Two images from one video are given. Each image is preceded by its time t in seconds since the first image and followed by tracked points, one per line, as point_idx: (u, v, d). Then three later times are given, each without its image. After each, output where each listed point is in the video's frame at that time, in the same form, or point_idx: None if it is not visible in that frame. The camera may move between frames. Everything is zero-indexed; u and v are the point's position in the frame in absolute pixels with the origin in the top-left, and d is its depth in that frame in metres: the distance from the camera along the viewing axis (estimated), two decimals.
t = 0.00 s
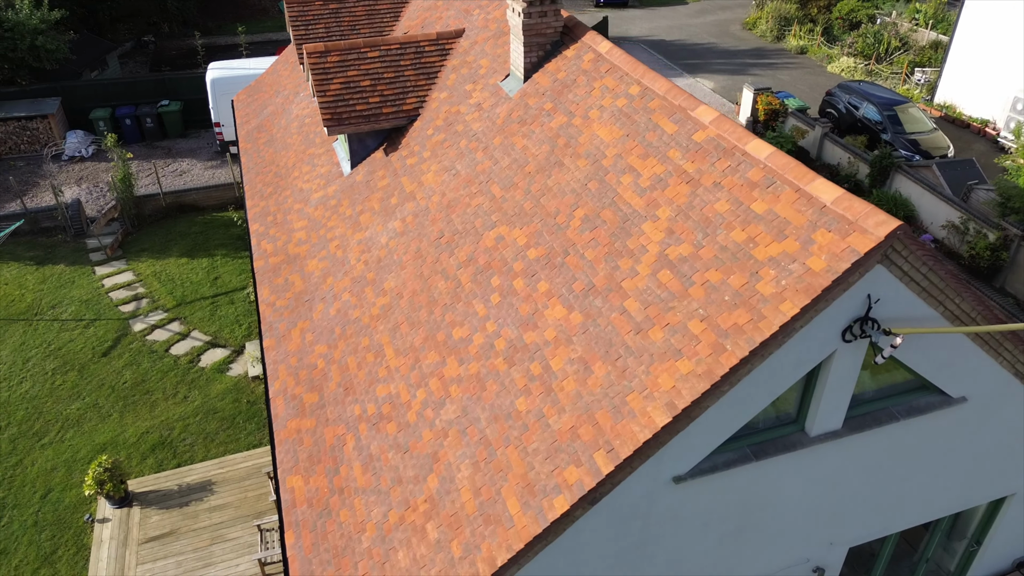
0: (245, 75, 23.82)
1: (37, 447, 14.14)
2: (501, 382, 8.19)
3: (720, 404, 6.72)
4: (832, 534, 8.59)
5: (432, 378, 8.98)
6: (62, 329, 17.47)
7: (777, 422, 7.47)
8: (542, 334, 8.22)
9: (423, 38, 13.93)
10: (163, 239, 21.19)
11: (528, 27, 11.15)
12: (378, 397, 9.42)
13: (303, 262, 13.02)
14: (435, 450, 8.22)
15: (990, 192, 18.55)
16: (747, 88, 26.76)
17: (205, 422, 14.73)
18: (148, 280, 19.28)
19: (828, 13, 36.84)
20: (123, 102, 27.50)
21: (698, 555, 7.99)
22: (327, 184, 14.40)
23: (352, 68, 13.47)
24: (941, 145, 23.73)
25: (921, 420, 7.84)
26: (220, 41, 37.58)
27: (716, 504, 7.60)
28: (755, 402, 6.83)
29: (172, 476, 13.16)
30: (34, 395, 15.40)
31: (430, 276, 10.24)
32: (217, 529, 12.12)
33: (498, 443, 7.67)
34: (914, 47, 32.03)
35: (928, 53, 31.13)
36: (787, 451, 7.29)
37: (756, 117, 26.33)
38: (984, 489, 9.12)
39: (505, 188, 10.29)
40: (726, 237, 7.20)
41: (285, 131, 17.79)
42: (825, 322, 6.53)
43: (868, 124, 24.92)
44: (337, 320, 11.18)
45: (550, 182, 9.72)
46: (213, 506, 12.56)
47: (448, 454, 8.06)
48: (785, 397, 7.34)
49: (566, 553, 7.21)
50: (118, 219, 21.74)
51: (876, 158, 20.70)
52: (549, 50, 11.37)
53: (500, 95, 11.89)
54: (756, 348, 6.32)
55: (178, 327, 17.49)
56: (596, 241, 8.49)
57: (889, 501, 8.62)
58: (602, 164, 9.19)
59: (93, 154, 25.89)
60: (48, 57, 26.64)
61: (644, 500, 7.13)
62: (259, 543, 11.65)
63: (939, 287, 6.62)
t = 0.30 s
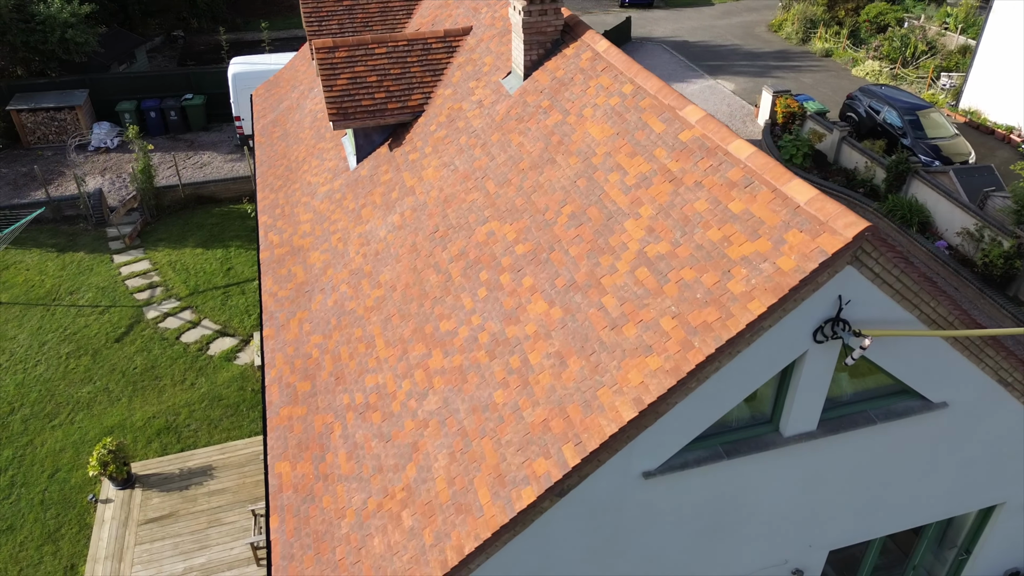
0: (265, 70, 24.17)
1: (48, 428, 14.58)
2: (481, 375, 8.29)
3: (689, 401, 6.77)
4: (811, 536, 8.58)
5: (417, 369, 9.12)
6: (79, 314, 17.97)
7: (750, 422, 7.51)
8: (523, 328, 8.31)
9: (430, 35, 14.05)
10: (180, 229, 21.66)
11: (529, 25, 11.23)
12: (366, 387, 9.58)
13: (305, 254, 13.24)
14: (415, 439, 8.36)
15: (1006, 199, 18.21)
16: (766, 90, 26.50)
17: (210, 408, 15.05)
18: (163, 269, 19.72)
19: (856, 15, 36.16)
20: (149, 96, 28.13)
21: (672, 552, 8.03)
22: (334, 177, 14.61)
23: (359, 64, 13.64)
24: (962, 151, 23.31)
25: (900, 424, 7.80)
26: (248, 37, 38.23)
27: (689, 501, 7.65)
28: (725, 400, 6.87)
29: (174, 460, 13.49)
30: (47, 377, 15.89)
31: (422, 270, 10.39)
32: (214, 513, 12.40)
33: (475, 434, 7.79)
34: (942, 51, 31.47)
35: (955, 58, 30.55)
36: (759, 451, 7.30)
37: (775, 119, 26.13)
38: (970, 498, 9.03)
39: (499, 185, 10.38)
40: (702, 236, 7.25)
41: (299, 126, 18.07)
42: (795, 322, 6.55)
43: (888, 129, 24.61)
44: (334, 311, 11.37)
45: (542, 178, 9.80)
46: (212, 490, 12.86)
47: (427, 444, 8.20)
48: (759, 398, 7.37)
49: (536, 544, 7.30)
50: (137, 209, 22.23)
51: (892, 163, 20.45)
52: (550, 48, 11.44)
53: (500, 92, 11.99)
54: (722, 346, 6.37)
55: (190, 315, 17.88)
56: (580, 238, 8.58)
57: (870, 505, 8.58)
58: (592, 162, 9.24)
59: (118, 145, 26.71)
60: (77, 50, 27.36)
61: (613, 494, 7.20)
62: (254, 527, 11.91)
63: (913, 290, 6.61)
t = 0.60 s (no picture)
0: (262, 67, 24.32)
1: (37, 418, 14.82)
2: (447, 367, 8.39)
3: (643, 392, 6.86)
4: (775, 530, 8.65)
5: (387, 362, 9.22)
6: (72, 307, 18.22)
7: (708, 415, 7.61)
8: (488, 321, 8.39)
9: (416, 32, 14.14)
10: (176, 224, 21.88)
11: (508, 22, 11.31)
12: (339, 378, 9.70)
13: (290, 248, 13.37)
14: (381, 430, 8.47)
15: (996, 199, 18.11)
16: (763, 90, 26.48)
17: (197, 400, 15.22)
18: (157, 264, 19.94)
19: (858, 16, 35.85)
20: (149, 92, 28.41)
21: (633, 544, 8.11)
22: (321, 173, 14.75)
23: (345, 60, 13.74)
24: (958, 152, 23.26)
25: (859, 419, 7.86)
26: (251, 35, 38.49)
27: (647, 493, 7.74)
28: (678, 392, 6.97)
29: (159, 451, 13.67)
30: (39, 369, 16.15)
31: (397, 264, 10.50)
32: (196, 503, 12.57)
33: (437, 425, 7.89)
34: (942, 52, 31.32)
35: (955, 59, 30.44)
36: (715, 444, 7.39)
37: (771, 119, 26.04)
38: (934, 494, 9.10)
39: (474, 180, 10.48)
40: (660, 231, 7.34)
41: (290, 122, 18.22)
42: (746, 315, 6.64)
43: (883, 129, 24.57)
44: (313, 304, 11.50)
45: (515, 174, 9.88)
46: (195, 481, 13.04)
47: (392, 435, 8.30)
48: (716, 391, 7.48)
49: (494, 533, 7.40)
50: (133, 204, 22.40)
51: (885, 163, 20.45)
52: (529, 46, 11.53)
53: (481, 88, 12.06)
54: (672, 338, 6.47)
55: (181, 309, 18.08)
56: (547, 233, 8.66)
57: (833, 500, 8.65)
58: (562, 158, 9.32)
59: (118, 142, 26.91)
60: (78, 46, 27.65)
61: (570, 484, 7.30)
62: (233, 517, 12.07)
63: (864, 285, 6.70)
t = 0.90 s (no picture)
0: (254, 65, 24.45)
1: (22, 411, 14.99)
2: (409, 359, 8.46)
3: (594, 384, 6.94)
4: (735, 523, 8.71)
5: (354, 354, 9.30)
6: (61, 301, 18.40)
7: (663, 407, 7.69)
8: (451, 314, 8.46)
9: (398, 28, 14.22)
10: (167, 220, 22.03)
11: (482, 19, 11.38)
12: (308, 371, 9.79)
13: (270, 243, 13.48)
14: (344, 422, 8.55)
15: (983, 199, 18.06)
16: (755, 89, 26.50)
17: (180, 394, 15.35)
18: (147, 259, 20.10)
19: (855, 15, 35.84)
20: (145, 89, 28.64)
21: (591, 536, 8.17)
22: (303, 169, 14.85)
23: (326, 57, 13.81)
24: (948, 151, 23.24)
25: (815, 413, 7.92)
26: (248, 33, 38.69)
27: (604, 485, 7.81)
28: (629, 384, 7.05)
29: (140, 443, 13.82)
30: (26, 361, 16.34)
31: (370, 259, 10.58)
32: (174, 495, 12.69)
33: (397, 417, 7.96)
34: (938, 52, 31.24)
35: (951, 59, 30.33)
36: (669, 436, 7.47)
37: (763, 118, 26.04)
38: (896, 489, 9.16)
39: (445, 176, 10.55)
40: (615, 225, 7.43)
41: (278, 118, 18.32)
42: (694, 308, 6.72)
43: (874, 128, 24.56)
44: (288, 298, 11.60)
45: (484, 169, 9.94)
46: (174, 473, 13.18)
47: (354, 426, 8.38)
48: (670, 384, 7.58)
49: (450, 523, 7.46)
50: (126, 200, 22.63)
51: (873, 162, 20.48)
52: (504, 42, 11.62)
53: (457, 85, 12.12)
54: (619, 329, 6.55)
55: (169, 304, 18.22)
56: (511, 227, 8.71)
57: (793, 494, 8.71)
58: (529, 153, 9.39)
59: (113, 138, 27.15)
60: (75, 44, 27.82)
61: (523, 475, 7.37)
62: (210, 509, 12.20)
63: (812, 279, 6.78)
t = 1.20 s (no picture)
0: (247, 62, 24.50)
1: (7, 402, 15.16)
2: (372, 351, 8.51)
3: (545, 375, 7.01)
4: (695, 516, 8.79)
5: (321, 347, 9.37)
6: (50, 295, 18.55)
7: (618, 400, 7.76)
8: (413, 307, 8.51)
9: (379, 25, 14.36)
10: (158, 215, 22.19)
11: (457, 15, 11.44)
12: (277, 363, 9.87)
13: (250, 237, 13.57)
14: (307, 413, 8.62)
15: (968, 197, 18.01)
16: (748, 88, 26.49)
17: (163, 387, 15.46)
18: (137, 254, 20.23)
19: (853, 15, 35.75)
20: (141, 86, 28.84)
21: (549, 527, 8.25)
22: (286, 165, 14.93)
23: (307, 53, 13.88)
24: (939, 151, 23.20)
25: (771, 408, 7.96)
26: (247, 31, 38.88)
27: (560, 477, 7.88)
28: (581, 376, 7.12)
29: (121, 436, 13.96)
30: (12, 354, 16.50)
31: (341, 253, 10.65)
32: (152, 486, 12.82)
33: (356, 408, 8.02)
34: (934, 52, 31.11)
35: (947, 59, 30.09)
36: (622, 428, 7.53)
37: (755, 117, 26.03)
38: (859, 484, 9.22)
39: (417, 170, 10.61)
40: (571, 219, 7.50)
41: (265, 114, 18.41)
42: (643, 301, 6.79)
43: (866, 128, 24.51)
44: (264, 292, 11.70)
45: (454, 164, 9.98)
46: (153, 465, 13.31)
47: (317, 418, 8.45)
48: (626, 376, 7.64)
49: (405, 514, 7.52)
50: (117, 195, 22.68)
51: (861, 162, 20.47)
52: (479, 39, 11.69)
53: (434, 80, 12.18)
54: (568, 321, 6.61)
55: (156, 298, 18.35)
56: (474, 221, 8.75)
57: (753, 488, 8.78)
58: (496, 148, 9.44)
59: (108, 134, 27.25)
60: (71, 41, 27.99)
61: (478, 466, 7.43)
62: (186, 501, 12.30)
63: (761, 273, 6.85)
